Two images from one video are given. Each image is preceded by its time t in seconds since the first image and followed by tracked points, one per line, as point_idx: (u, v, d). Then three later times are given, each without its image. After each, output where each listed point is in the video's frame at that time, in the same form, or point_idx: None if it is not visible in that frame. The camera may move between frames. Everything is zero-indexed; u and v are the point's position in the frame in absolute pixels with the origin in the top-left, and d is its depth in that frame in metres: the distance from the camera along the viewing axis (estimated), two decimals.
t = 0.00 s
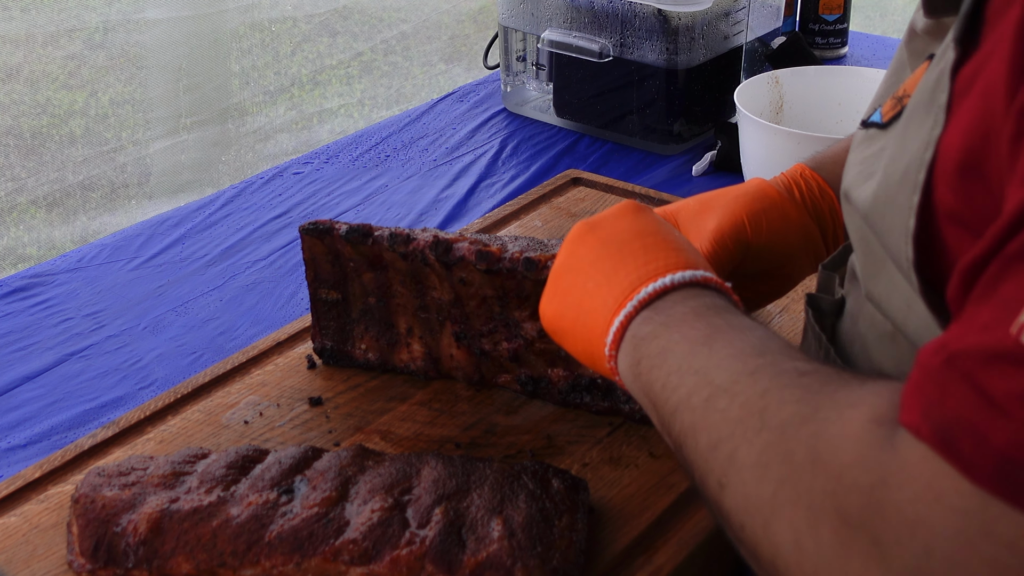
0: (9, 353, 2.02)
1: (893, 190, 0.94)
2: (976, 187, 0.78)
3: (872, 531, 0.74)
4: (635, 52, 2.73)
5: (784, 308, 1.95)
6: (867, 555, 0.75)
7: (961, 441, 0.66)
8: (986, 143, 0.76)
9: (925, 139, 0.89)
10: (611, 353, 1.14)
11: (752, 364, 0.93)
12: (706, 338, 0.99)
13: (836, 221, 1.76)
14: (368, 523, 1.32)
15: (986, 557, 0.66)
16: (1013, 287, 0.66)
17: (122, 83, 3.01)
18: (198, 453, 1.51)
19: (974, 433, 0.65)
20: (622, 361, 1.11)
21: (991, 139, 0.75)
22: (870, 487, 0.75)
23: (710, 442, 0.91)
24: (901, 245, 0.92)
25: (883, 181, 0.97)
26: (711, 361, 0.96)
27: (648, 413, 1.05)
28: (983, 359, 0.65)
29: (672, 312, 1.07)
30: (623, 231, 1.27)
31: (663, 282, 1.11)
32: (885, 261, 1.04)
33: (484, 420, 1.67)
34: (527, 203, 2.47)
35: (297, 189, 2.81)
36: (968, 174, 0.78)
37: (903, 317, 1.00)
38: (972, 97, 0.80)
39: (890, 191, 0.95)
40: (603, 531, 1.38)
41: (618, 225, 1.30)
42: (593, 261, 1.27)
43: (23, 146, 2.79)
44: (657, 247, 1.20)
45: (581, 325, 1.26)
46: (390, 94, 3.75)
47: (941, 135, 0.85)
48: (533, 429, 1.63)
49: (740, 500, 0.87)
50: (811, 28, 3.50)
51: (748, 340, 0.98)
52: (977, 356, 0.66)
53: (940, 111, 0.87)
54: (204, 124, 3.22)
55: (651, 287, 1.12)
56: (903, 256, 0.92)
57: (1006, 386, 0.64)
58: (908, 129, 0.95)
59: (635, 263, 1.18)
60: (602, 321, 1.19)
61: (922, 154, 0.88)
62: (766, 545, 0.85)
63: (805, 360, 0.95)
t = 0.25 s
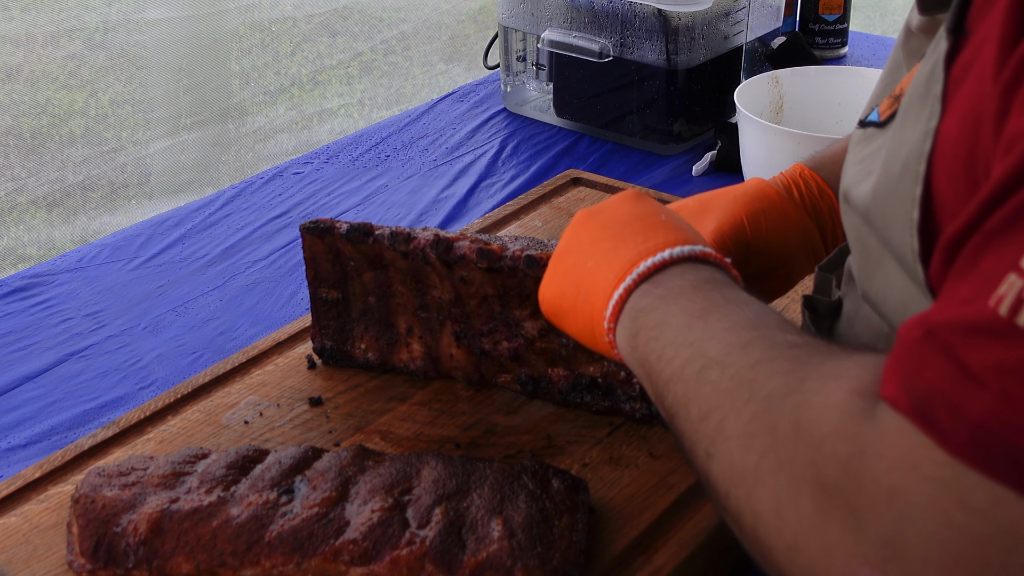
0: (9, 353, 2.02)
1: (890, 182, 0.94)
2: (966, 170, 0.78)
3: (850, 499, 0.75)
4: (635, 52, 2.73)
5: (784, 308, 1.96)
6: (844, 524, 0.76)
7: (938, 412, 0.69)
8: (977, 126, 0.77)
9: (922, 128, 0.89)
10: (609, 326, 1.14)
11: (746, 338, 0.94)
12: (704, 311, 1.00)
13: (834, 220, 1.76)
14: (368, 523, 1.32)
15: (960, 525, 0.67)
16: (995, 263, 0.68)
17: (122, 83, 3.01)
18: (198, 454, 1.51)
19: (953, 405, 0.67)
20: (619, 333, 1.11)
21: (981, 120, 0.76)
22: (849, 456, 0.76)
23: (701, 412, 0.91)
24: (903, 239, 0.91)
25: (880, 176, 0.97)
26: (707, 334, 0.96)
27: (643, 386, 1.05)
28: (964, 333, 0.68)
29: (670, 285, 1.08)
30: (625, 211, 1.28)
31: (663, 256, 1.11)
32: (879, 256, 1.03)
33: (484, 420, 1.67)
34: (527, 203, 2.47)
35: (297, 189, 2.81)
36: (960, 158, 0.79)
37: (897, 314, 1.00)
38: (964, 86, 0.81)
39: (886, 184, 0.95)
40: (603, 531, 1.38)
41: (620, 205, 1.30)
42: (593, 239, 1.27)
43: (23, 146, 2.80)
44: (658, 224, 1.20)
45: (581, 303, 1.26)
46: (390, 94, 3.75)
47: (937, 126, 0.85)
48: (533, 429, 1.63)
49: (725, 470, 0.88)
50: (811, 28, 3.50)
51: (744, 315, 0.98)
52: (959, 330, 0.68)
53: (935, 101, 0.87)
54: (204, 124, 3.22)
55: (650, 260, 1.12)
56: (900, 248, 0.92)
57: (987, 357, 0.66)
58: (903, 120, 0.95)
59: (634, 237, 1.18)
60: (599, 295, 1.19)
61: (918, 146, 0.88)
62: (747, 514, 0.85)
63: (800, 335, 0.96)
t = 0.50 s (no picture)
0: (9, 353, 2.02)
1: (880, 168, 0.95)
2: (956, 147, 0.78)
3: (836, 476, 0.76)
4: (635, 52, 2.74)
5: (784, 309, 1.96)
6: (830, 500, 0.76)
7: (922, 389, 0.69)
8: (965, 103, 0.77)
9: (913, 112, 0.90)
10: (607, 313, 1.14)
11: (740, 320, 0.94)
12: (700, 295, 1.00)
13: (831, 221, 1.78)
14: (368, 524, 1.32)
15: (944, 501, 0.68)
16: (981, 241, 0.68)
17: (122, 83, 3.01)
18: (198, 454, 1.51)
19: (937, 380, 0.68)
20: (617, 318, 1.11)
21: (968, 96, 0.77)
22: (837, 434, 0.76)
23: (693, 394, 0.91)
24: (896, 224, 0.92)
25: (873, 164, 0.97)
26: (701, 316, 0.96)
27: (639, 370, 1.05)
28: (948, 310, 0.68)
29: (668, 269, 1.08)
30: (624, 201, 1.28)
31: (661, 242, 1.12)
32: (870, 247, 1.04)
33: (484, 420, 1.67)
34: (527, 203, 2.47)
35: (297, 189, 2.81)
36: (949, 137, 0.80)
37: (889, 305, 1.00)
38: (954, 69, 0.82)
39: (876, 170, 0.96)
40: (603, 531, 1.38)
41: (619, 197, 1.31)
42: (592, 229, 1.28)
43: (23, 146, 2.80)
44: (656, 213, 1.20)
45: (579, 292, 1.26)
46: (390, 94, 3.75)
47: (927, 109, 0.86)
48: (533, 429, 1.63)
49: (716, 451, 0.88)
50: (811, 28, 3.50)
51: (740, 298, 0.98)
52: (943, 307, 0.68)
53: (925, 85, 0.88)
54: (204, 124, 3.22)
55: (648, 245, 1.12)
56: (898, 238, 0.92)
57: (971, 332, 0.66)
58: (895, 108, 0.96)
59: (633, 225, 1.18)
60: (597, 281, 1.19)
61: (912, 130, 0.88)
62: (736, 492, 0.85)
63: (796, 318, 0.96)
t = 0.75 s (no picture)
0: (9, 353, 2.02)
1: (878, 159, 0.95)
2: (956, 135, 0.78)
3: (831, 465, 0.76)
4: (635, 52, 2.73)
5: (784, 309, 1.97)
6: (824, 488, 0.76)
7: (919, 374, 0.69)
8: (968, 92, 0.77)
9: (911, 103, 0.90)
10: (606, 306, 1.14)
11: (739, 310, 0.94)
12: (700, 287, 1.00)
13: (830, 220, 1.78)
14: (368, 524, 1.32)
15: (938, 487, 0.67)
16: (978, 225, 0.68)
17: (122, 83, 3.01)
18: (198, 454, 1.51)
19: (933, 365, 0.68)
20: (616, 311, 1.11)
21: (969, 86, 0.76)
22: (832, 421, 0.77)
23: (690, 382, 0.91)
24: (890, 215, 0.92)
25: (874, 158, 0.96)
26: (701, 308, 0.96)
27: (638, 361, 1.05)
28: (944, 296, 0.68)
29: (668, 262, 1.08)
30: (623, 198, 1.29)
31: (661, 234, 1.12)
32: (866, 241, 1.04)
33: (484, 420, 1.67)
34: (527, 203, 2.47)
35: (297, 189, 2.81)
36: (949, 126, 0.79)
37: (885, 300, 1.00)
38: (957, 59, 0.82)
39: (874, 162, 0.96)
40: (603, 530, 1.39)
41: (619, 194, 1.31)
42: (589, 225, 1.28)
43: (23, 146, 2.79)
44: (655, 208, 1.21)
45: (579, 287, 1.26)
46: (390, 94, 3.75)
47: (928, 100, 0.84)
48: (533, 429, 1.63)
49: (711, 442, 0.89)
50: (811, 28, 3.50)
51: (740, 290, 0.98)
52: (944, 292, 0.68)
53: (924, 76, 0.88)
54: (204, 124, 3.22)
55: (647, 238, 1.12)
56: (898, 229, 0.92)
57: (967, 318, 0.66)
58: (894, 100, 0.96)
59: (632, 219, 1.19)
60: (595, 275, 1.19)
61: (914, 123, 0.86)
62: (733, 481, 0.85)
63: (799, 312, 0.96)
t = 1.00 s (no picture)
0: (9, 353, 2.02)
1: (886, 160, 0.94)
2: (961, 137, 0.78)
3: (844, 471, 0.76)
4: (635, 52, 2.73)
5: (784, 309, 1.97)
6: (837, 493, 0.76)
7: (933, 382, 0.69)
8: (971, 93, 0.77)
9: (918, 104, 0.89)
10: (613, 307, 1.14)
11: (746, 312, 0.94)
12: (707, 287, 1.00)
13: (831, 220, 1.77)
14: (368, 524, 1.32)
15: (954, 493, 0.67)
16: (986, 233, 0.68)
17: (122, 83, 3.01)
18: (198, 454, 1.51)
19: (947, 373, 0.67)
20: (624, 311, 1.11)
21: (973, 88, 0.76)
22: (844, 427, 0.77)
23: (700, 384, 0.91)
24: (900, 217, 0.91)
25: (880, 158, 0.96)
26: (709, 309, 0.96)
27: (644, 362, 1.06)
28: (956, 302, 0.67)
29: (675, 262, 1.08)
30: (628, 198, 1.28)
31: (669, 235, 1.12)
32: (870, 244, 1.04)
33: (484, 420, 1.67)
34: (527, 203, 2.47)
35: (297, 189, 2.81)
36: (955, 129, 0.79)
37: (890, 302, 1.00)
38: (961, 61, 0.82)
39: (882, 162, 0.95)
40: (604, 531, 1.38)
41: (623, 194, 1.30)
42: (595, 226, 1.28)
43: (23, 146, 2.79)
44: (661, 209, 1.21)
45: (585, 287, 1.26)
46: (390, 94, 3.75)
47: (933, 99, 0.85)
48: (533, 429, 1.63)
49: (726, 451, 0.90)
50: (811, 28, 3.50)
51: (746, 290, 0.98)
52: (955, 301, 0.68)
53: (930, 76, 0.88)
54: (204, 124, 3.22)
55: (653, 238, 1.12)
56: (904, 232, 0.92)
57: (980, 326, 0.66)
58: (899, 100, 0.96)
59: (638, 219, 1.19)
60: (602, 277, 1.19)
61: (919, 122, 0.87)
62: (743, 485, 0.85)
63: (801, 309, 0.96)
